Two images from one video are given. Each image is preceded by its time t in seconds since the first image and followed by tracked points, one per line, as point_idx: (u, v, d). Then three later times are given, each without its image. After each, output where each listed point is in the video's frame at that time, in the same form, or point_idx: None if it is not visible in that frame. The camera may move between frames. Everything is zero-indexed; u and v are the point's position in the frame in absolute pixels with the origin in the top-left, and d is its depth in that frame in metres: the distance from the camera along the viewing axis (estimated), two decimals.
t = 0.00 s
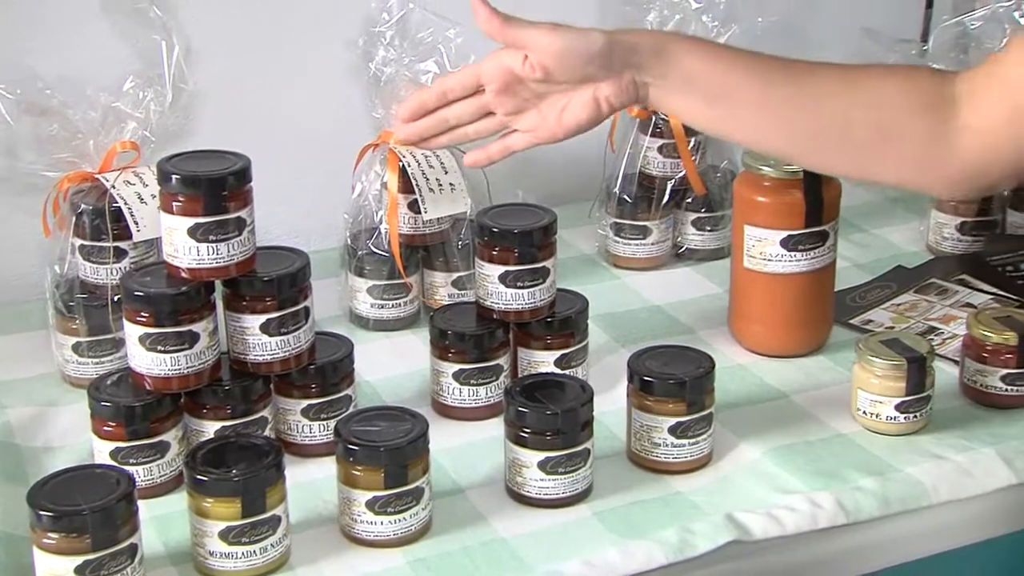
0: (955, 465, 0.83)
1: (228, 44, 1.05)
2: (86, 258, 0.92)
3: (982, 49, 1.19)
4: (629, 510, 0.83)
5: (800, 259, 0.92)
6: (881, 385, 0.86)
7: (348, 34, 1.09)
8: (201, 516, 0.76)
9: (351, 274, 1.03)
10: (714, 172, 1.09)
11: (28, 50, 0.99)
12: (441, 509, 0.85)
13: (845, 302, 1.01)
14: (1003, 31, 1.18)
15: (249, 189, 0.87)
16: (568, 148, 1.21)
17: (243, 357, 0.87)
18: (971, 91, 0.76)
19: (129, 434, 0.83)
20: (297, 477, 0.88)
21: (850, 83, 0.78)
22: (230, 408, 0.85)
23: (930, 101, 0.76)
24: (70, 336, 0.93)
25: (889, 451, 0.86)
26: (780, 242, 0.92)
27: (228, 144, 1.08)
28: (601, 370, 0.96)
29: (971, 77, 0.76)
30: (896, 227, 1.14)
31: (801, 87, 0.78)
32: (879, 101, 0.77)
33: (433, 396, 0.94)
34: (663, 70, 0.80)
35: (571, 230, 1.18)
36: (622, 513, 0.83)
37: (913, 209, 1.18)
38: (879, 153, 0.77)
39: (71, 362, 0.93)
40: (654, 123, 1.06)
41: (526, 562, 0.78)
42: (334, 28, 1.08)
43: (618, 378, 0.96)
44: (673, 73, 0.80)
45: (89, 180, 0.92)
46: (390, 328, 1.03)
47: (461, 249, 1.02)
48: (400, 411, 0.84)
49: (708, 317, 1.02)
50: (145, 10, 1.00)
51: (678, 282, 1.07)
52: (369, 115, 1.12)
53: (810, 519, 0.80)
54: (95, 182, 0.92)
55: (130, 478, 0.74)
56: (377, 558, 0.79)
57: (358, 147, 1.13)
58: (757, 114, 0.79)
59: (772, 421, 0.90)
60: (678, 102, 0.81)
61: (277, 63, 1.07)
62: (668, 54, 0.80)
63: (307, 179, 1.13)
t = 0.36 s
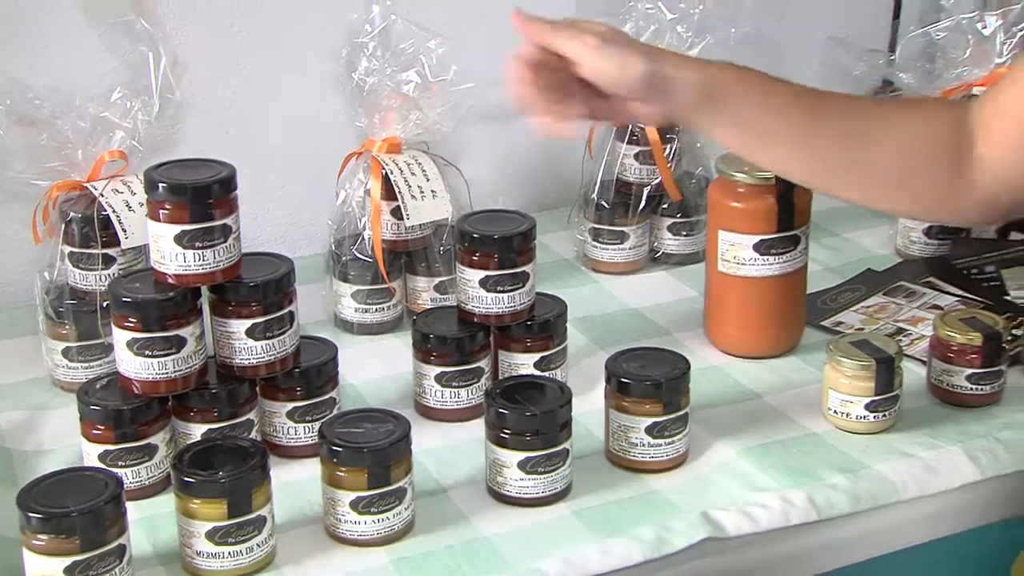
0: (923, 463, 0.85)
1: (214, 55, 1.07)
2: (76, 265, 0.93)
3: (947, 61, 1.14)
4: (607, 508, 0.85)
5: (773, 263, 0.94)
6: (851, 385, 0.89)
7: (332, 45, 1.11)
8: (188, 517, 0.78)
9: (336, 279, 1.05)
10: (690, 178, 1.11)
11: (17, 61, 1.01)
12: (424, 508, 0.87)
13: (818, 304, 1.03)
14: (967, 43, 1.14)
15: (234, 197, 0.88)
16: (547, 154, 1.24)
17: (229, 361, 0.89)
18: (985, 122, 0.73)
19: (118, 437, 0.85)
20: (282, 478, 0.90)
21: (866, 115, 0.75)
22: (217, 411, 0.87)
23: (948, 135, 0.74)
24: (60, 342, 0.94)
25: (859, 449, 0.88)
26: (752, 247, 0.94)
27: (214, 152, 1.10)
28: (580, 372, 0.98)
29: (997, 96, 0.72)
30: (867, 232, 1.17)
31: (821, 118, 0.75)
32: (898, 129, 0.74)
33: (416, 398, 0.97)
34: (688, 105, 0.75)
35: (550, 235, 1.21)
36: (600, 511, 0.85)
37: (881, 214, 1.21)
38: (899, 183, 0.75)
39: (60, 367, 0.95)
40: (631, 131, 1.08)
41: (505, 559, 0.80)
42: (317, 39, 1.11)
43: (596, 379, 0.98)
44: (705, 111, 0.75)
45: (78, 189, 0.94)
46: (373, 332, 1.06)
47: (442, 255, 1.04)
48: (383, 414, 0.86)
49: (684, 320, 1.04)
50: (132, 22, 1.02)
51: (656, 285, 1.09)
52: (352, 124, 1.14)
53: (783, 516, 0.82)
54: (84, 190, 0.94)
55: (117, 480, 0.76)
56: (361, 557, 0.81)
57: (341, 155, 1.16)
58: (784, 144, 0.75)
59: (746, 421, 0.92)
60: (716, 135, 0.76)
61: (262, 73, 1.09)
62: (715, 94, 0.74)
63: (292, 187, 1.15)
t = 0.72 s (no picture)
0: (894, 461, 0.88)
1: (204, 66, 1.09)
2: (69, 272, 0.95)
3: (916, 71, 1.11)
4: (588, 507, 0.87)
5: (750, 268, 0.97)
6: (825, 386, 0.91)
7: (319, 56, 1.14)
8: (178, 518, 0.80)
9: (323, 285, 1.07)
10: (668, 185, 1.14)
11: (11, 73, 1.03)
12: (409, 508, 0.89)
13: (792, 307, 1.06)
14: (935, 54, 1.10)
15: (223, 205, 0.90)
16: (528, 160, 1.27)
17: (219, 365, 0.91)
18: None
19: (110, 440, 0.87)
20: (271, 480, 0.92)
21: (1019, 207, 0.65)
22: (206, 415, 0.89)
23: None
24: (53, 347, 0.96)
25: (833, 449, 0.90)
26: (729, 252, 0.96)
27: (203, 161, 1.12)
28: (561, 375, 1.01)
29: None
30: (841, 237, 1.20)
31: None
32: None
33: (401, 400, 0.99)
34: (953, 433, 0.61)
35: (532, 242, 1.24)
36: (581, 510, 0.87)
37: (854, 220, 1.24)
38: None
39: (54, 371, 0.97)
40: (610, 139, 1.11)
41: (489, 558, 0.82)
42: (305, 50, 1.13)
43: (577, 381, 1.00)
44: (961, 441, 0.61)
45: (71, 198, 0.96)
46: (360, 337, 1.08)
47: (428, 261, 1.06)
48: (369, 417, 0.88)
49: (663, 323, 1.07)
50: (123, 35, 1.04)
51: (635, 290, 1.12)
52: (339, 133, 1.16)
53: (759, 514, 0.85)
54: (76, 199, 0.96)
55: (109, 483, 0.78)
56: (348, 556, 0.84)
57: (328, 164, 1.18)
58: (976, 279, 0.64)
59: (723, 422, 0.94)
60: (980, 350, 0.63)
61: (250, 84, 1.12)
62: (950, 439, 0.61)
63: (280, 195, 1.18)
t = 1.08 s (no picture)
0: (868, 458, 0.90)
1: (197, 76, 1.12)
2: (64, 277, 0.98)
3: (889, 79, 1.14)
4: (571, 504, 0.90)
5: (729, 270, 0.99)
6: (801, 385, 0.93)
7: (308, 66, 1.16)
8: (171, 517, 0.82)
9: (313, 289, 1.10)
10: (649, 190, 1.16)
11: (7, 83, 1.05)
12: (397, 506, 0.91)
13: (769, 309, 1.08)
14: (906, 63, 1.14)
15: (214, 211, 0.93)
16: (513, 167, 1.30)
17: (211, 368, 0.93)
18: None
19: (105, 441, 0.89)
20: (262, 479, 0.95)
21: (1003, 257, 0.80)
22: (199, 416, 0.92)
23: None
24: (49, 350, 0.99)
25: (809, 446, 0.93)
26: (708, 255, 0.98)
27: (195, 168, 1.15)
28: (546, 375, 1.03)
29: None
30: (819, 240, 1.22)
31: None
32: None
33: (389, 401, 1.01)
34: None
35: (516, 246, 1.27)
36: (564, 507, 0.89)
37: (831, 223, 1.27)
38: None
39: (50, 374, 0.99)
40: (592, 146, 1.13)
41: (474, 554, 0.84)
42: (295, 60, 1.15)
43: (561, 382, 1.03)
44: None
45: (66, 205, 0.99)
46: (350, 339, 1.10)
47: (415, 265, 1.09)
48: (358, 417, 0.90)
49: (646, 325, 1.09)
50: (117, 46, 1.07)
51: (618, 293, 1.14)
52: (328, 141, 1.19)
53: (737, 510, 0.87)
54: (71, 206, 0.99)
55: (104, 484, 0.80)
56: (337, 553, 0.86)
57: (317, 171, 1.21)
58: None
59: (703, 421, 0.97)
60: None
61: (241, 93, 1.14)
62: None
63: (271, 201, 1.20)
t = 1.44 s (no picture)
0: (844, 456, 0.93)
1: (188, 85, 1.14)
2: (58, 282, 1.00)
3: (862, 88, 1.17)
4: (555, 502, 0.92)
5: (708, 274, 1.01)
6: (778, 385, 0.96)
7: (297, 75, 1.18)
8: (164, 517, 0.84)
9: (303, 293, 1.12)
10: (630, 196, 1.19)
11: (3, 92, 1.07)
12: (385, 505, 0.93)
13: (748, 311, 1.11)
14: (879, 72, 1.16)
15: (205, 217, 0.95)
16: (497, 173, 1.32)
17: (202, 371, 0.95)
18: None
19: (98, 442, 0.91)
20: (253, 479, 0.97)
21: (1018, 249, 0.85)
22: (191, 417, 0.94)
23: None
24: (44, 354, 1.00)
25: (787, 444, 0.95)
26: (688, 258, 1.01)
27: (187, 175, 1.17)
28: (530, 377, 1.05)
29: None
30: (798, 243, 1.25)
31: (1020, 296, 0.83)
32: None
33: (377, 403, 1.04)
34: None
35: (501, 250, 1.29)
36: (548, 505, 0.92)
37: (810, 227, 1.30)
38: None
39: (45, 377, 1.01)
40: (575, 152, 1.16)
41: (461, 550, 0.87)
42: (284, 70, 1.18)
43: (545, 383, 1.05)
44: None
45: (61, 212, 1.01)
46: (339, 342, 1.13)
47: (403, 269, 1.11)
48: (346, 418, 0.92)
49: (628, 327, 1.12)
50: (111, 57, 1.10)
51: (602, 296, 1.17)
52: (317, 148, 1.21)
53: (716, 507, 0.89)
54: (66, 213, 1.00)
55: (98, 485, 0.82)
56: (327, 551, 0.88)
57: (306, 177, 1.23)
58: None
59: (684, 420, 0.99)
60: None
61: (231, 102, 1.16)
62: None
63: (261, 207, 1.23)
